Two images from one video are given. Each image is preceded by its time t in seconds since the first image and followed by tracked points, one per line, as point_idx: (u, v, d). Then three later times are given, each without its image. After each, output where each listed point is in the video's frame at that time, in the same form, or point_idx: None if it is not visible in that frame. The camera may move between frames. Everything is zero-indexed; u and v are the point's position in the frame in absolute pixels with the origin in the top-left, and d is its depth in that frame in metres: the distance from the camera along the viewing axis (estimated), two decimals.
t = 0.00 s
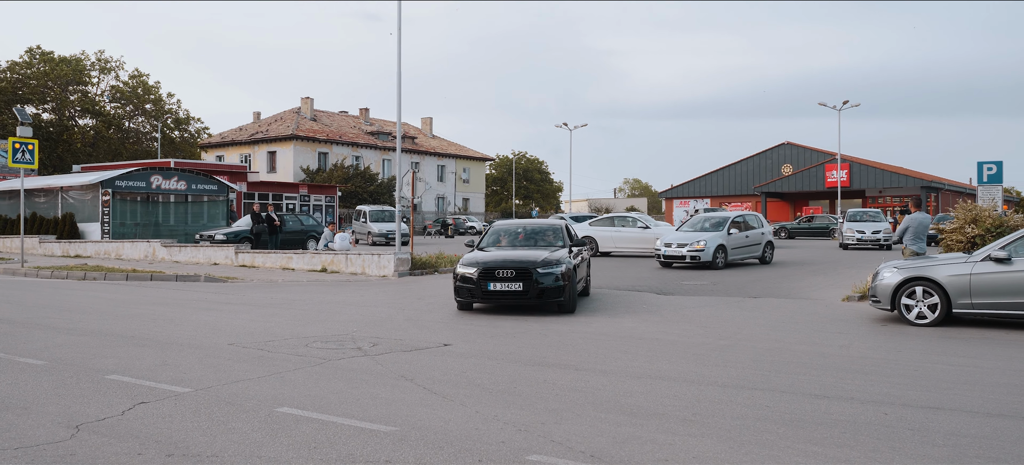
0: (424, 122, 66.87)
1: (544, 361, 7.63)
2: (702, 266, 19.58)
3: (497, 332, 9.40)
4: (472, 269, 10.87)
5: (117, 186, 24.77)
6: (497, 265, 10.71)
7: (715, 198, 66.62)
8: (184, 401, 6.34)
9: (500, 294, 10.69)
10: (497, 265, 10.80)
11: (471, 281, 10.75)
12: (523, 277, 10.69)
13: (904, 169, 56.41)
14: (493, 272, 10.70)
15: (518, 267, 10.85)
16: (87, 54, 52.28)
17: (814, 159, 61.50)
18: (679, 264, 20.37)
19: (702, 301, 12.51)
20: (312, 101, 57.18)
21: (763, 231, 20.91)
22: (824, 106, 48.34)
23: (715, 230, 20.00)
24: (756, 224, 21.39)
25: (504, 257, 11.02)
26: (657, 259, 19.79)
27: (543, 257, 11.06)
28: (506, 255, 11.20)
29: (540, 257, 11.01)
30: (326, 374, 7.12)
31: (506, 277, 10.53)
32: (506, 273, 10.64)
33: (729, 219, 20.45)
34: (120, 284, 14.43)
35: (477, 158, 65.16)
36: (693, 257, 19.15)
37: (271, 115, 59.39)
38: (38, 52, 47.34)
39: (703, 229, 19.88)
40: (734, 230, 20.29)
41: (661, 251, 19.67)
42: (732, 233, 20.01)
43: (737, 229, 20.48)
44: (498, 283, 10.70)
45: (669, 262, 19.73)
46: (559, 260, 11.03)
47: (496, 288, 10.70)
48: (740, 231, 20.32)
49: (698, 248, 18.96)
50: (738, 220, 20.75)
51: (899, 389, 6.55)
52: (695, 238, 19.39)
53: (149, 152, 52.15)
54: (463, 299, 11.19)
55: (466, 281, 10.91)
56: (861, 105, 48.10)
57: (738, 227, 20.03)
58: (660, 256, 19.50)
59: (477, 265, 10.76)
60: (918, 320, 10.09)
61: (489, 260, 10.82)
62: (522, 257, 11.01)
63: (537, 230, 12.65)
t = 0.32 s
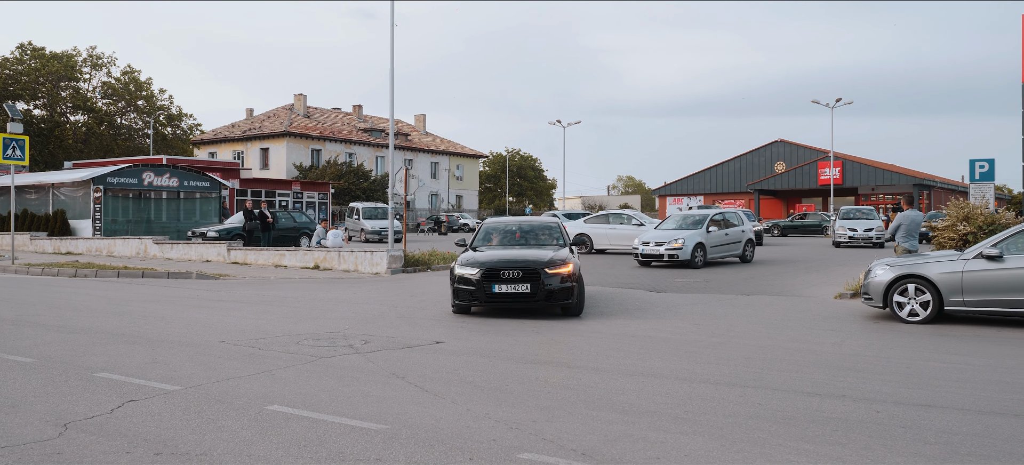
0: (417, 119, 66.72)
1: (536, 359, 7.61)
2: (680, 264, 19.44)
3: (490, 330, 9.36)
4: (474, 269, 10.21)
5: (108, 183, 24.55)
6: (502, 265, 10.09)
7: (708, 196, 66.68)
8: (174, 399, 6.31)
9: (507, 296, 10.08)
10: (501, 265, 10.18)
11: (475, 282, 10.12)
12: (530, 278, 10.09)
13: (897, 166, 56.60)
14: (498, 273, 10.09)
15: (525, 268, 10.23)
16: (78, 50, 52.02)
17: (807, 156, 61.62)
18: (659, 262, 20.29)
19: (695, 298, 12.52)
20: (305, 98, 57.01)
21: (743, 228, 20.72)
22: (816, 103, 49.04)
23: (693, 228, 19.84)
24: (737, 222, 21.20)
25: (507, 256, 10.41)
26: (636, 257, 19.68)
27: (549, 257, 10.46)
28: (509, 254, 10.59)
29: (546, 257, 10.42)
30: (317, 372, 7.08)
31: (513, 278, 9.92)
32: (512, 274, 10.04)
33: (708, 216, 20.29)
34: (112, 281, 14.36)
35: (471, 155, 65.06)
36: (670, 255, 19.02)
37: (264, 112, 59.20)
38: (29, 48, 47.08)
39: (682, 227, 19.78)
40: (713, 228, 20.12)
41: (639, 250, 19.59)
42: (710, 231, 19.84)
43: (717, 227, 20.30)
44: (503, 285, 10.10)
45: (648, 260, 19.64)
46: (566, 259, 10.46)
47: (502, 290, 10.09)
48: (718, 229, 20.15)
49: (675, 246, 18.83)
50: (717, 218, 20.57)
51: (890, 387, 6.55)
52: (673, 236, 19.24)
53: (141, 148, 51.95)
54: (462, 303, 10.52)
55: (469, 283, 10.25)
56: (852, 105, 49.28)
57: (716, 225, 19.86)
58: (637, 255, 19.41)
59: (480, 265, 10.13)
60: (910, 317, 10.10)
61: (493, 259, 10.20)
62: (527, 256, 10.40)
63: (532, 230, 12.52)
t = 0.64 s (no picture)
0: (408, 115, 66.59)
1: (527, 356, 7.57)
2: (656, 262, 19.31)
3: (481, 327, 9.32)
4: (483, 270, 9.54)
5: (98, 180, 24.41)
6: (516, 264, 9.46)
7: (700, 192, 66.80)
8: (162, 397, 6.26)
9: (520, 298, 9.46)
10: (512, 264, 9.54)
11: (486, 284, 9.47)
12: (544, 277, 9.51)
13: (888, 162, 56.82)
14: (512, 272, 9.44)
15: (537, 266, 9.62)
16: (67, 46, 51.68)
17: (798, 153, 61.79)
18: (636, 261, 20.20)
19: (686, 295, 12.52)
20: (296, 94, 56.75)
21: (722, 225, 20.56)
22: (807, 99, 49.42)
23: (671, 225, 19.70)
24: (716, 219, 21.10)
25: (517, 254, 9.78)
26: (613, 255, 19.59)
27: (561, 255, 9.89)
28: (517, 252, 9.99)
29: (559, 255, 9.84)
30: (306, 369, 7.04)
31: (527, 277, 9.34)
32: (527, 274, 9.42)
33: (686, 214, 20.16)
34: (101, 278, 14.26)
35: (463, 152, 64.93)
36: (646, 253, 18.89)
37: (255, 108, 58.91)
38: (18, 44, 46.72)
39: (660, 224, 19.66)
40: (691, 224, 19.97)
41: (616, 247, 19.52)
42: (687, 227, 19.69)
43: (694, 224, 20.15)
44: (516, 285, 9.47)
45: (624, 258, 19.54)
46: (579, 258, 9.92)
47: (515, 290, 9.45)
48: (695, 226, 20.00)
49: (652, 243, 18.72)
50: (695, 215, 20.44)
51: (881, 383, 6.55)
52: (649, 233, 19.12)
53: (131, 145, 51.68)
54: (466, 306, 9.80)
55: (478, 283, 9.55)
56: (843, 100, 49.72)
57: (692, 221, 19.72)
58: (614, 252, 19.33)
59: (490, 264, 9.51)
60: (900, 313, 10.13)
61: (504, 258, 9.58)
62: (538, 254, 9.80)
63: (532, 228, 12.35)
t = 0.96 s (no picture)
0: (393, 110, 66.36)
1: (510, 352, 7.54)
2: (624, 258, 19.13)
3: (464, 322, 9.28)
4: (504, 268, 8.57)
5: (79, 175, 24.29)
6: (541, 262, 8.52)
7: (684, 187, 67.09)
8: (141, 394, 6.18)
9: (545, 300, 8.54)
10: (535, 260, 8.62)
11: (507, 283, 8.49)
12: (572, 276, 8.61)
13: (870, 158, 57.29)
14: (536, 270, 8.51)
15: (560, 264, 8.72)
16: (48, 39, 51.09)
17: (781, 148, 62.14)
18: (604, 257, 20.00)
19: (671, 290, 12.53)
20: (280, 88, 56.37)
21: (691, 221, 20.53)
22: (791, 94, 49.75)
23: (640, 221, 19.56)
24: (685, 214, 21.05)
25: (536, 251, 8.84)
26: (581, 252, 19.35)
27: (583, 251, 9.07)
28: (535, 248, 9.09)
29: (582, 251, 8.99)
30: (287, 365, 6.98)
31: (554, 275, 8.45)
32: (553, 272, 8.52)
33: (655, 209, 20.05)
34: (80, 274, 14.10)
35: (448, 147, 64.76)
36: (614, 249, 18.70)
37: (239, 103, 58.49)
38: None
39: (628, 220, 19.51)
40: (660, 221, 19.87)
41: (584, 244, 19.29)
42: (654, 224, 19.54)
43: (663, 220, 20.04)
44: (541, 285, 8.53)
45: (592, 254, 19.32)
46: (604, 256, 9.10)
47: (541, 291, 8.51)
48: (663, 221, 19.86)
49: (621, 239, 18.53)
50: (664, 210, 20.37)
51: (863, 377, 6.59)
52: (617, 229, 18.93)
53: (113, 140, 51.22)
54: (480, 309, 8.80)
55: (497, 284, 8.56)
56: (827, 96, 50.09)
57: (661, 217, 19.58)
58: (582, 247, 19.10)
59: (512, 260, 8.55)
60: (882, 307, 10.19)
61: (526, 255, 8.63)
62: (559, 250, 8.92)
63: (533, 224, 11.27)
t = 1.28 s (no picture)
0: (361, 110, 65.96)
1: (474, 353, 7.49)
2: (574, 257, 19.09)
3: (430, 323, 9.21)
4: (536, 276, 7.62)
5: (37, 174, 23.71)
6: (577, 269, 7.63)
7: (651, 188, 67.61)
8: (95, 397, 6.01)
9: (582, 311, 7.64)
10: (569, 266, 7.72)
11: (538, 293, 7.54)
12: (611, 285, 7.75)
13: (833, 159, 58.28)
14: (573, 278, 7.61)
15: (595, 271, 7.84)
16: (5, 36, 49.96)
17: (747, 149, 62.90)
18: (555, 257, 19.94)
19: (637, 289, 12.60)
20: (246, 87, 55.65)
21: (641, 223, 20.54)
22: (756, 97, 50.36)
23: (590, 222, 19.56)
24: (636, 215, 21.10)
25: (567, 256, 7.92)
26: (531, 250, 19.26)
27: (613, 254, 8.24)
28: (562, 252, 8.18)
29: (614, 256, 8.12)
30: (248, 367, 6.85)
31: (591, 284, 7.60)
32: (591, 280, 7.65)
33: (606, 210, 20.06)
34: (36, 275, 13.76)
35: (416, 147, 64.51)
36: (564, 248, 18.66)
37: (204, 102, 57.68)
38: None
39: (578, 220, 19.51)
40: (611, 222, 19.89)
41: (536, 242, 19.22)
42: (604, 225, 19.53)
43: (613, 221, 20.06)
44: (579, 295, 7.63)
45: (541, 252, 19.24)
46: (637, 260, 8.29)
47: (579, 301, 7.61)
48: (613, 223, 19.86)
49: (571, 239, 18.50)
50: (615, 212, 20.41)
51: (824, 376, 6.66)
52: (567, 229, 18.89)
53: (73, 139, 50.22)
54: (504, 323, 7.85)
55: (529, 295, 7.60)
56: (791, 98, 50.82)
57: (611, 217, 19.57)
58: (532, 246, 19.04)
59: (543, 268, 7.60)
60: (845, 307, 10.33)
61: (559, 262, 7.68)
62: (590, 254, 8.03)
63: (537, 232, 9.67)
